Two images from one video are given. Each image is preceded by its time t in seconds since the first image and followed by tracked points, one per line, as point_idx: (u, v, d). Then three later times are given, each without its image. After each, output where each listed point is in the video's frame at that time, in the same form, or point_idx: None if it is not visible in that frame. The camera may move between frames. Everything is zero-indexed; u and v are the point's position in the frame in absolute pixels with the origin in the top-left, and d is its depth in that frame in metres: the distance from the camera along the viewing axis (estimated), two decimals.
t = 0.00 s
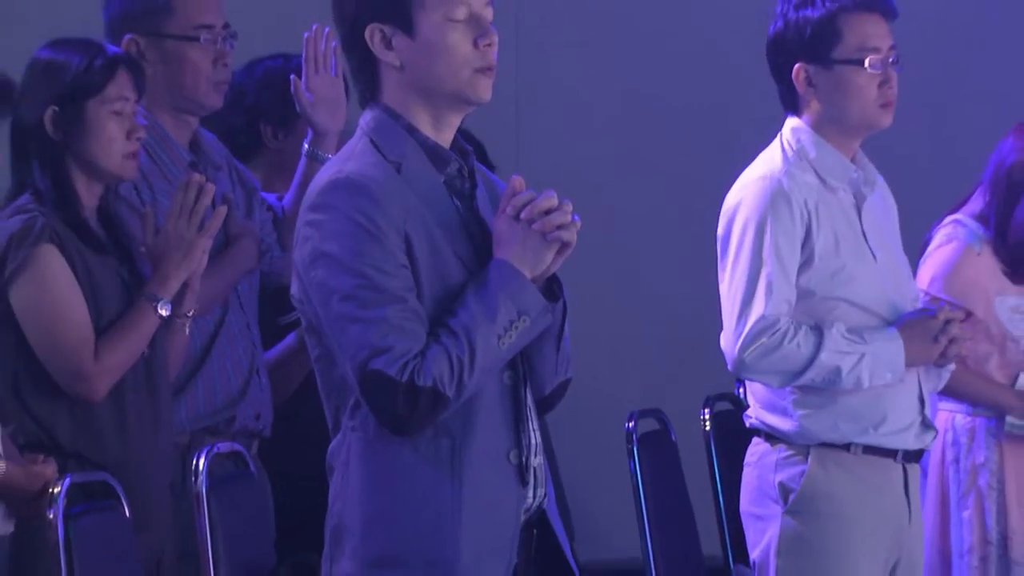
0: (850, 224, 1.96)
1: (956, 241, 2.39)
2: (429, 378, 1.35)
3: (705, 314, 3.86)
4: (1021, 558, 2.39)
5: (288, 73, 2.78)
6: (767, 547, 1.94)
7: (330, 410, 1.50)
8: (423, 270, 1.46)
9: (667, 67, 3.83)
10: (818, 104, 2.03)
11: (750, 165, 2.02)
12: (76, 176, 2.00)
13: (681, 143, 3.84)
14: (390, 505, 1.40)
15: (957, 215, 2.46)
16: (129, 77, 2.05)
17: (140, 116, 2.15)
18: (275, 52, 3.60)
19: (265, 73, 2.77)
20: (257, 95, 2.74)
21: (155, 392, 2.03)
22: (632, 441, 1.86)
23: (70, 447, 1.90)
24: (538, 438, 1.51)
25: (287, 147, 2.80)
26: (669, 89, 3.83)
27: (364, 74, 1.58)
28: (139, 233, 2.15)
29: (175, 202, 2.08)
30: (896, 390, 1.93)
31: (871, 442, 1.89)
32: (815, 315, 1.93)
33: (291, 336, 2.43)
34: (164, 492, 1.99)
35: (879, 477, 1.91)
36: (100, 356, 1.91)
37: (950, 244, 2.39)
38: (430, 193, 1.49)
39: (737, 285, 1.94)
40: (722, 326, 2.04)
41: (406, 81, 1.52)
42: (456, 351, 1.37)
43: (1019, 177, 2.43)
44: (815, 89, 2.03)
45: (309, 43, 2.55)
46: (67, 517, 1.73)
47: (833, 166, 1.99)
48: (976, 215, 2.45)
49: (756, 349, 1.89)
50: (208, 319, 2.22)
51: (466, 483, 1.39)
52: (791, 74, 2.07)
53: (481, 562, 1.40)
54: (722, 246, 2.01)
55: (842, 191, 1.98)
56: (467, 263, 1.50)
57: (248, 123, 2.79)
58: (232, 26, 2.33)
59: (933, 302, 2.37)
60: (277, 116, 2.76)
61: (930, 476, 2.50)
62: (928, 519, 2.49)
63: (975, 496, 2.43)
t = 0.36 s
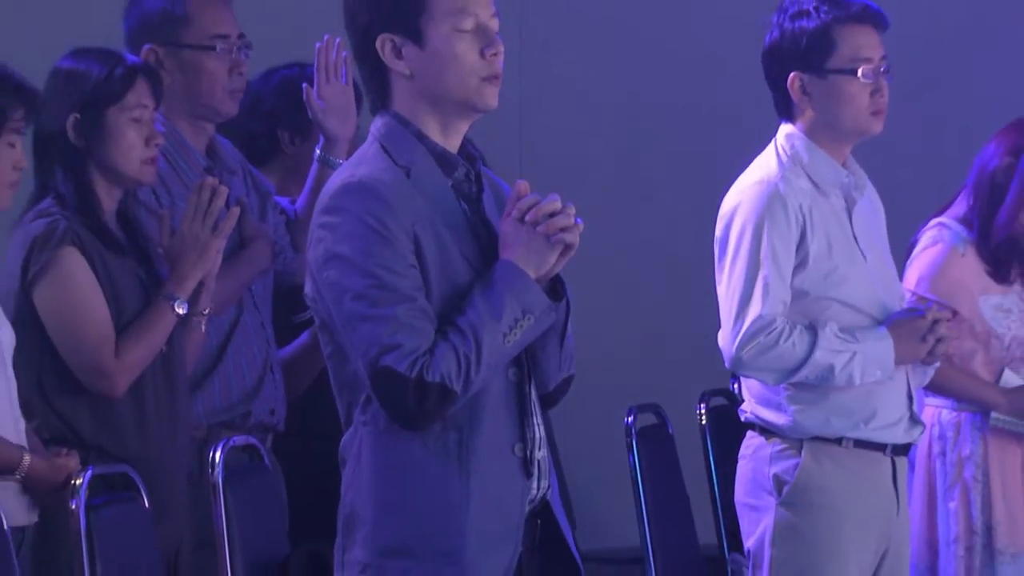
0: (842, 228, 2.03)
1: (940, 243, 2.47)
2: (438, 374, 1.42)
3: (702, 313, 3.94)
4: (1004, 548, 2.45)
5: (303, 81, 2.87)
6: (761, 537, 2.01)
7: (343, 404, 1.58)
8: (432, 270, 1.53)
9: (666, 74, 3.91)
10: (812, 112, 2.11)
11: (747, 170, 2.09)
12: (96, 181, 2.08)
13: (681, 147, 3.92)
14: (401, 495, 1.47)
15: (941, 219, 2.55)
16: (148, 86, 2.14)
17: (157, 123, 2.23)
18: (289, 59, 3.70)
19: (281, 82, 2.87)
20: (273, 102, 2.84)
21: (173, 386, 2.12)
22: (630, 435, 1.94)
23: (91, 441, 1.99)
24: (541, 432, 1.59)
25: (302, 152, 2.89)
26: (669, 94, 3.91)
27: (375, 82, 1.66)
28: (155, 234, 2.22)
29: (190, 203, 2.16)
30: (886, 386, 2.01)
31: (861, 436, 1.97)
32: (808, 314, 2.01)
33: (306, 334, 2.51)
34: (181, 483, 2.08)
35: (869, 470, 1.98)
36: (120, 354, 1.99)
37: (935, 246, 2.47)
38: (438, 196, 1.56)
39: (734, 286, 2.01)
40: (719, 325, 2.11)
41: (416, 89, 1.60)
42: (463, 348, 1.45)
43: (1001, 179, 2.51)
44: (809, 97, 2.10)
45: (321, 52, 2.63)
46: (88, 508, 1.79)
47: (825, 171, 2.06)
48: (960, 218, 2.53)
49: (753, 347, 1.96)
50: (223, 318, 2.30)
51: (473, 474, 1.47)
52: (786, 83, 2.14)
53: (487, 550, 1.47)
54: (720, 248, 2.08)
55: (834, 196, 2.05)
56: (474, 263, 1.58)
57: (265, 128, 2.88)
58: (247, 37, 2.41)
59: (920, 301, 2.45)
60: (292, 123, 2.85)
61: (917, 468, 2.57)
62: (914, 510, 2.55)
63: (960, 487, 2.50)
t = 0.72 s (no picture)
0: (836, 230, 2.11)
1: (930, 245, 2.57)
2: (446, 371, 1.49)
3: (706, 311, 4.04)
4: (991, 538, 2.54)
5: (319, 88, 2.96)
6: (758, 527, 2.08)
7: (355, 399, 1.65)
8: (441, 271, 1.61)
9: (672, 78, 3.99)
10: (806, 118, 2.18)
11: (744, 175, 2.16)
12: (119, 185, 2.17)
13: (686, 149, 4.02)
14: (410, 488, 1.55)
15: (931, 222, 2.66)
16: (169, 94, 2.21)
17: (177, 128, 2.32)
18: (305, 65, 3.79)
19: (297, 89, 2.96)
20: (290, 109, 2.92)
21: (193, 382, 2.21)
22: (631, 429, 2.02)
23: (113, 436, 2.09)
24: (546, 426, 1.66)
25: (318, 157, 2.98)
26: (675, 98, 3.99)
27: (386, 90, 1.74)
28: (176, 236, 2.30)
29: (209, 206, 2.24)
30: (878, 383, 2.08)
31: (855, 430, 2.05)
32: (803, 314, 2.08)
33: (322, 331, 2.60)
34: (199, 476, 2.17)
35: (862, 463, 2.06)
36: (143, 352, 2.08)
37: (925, 248, 2.58)
38: (447, 200, 1.64)
39: (732, 287, 2.09)
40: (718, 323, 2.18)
41: (424, 97, 1.68)
42: (471, 346, 1.52)
43: (990, 184, 2.61)
44: (803, 104, 2.18)
45: (335, 62, 2.71)
46: (111, 500, 1.87)
47: (821, 176, 2.13)
48: (949, 220, 2.65)
49: (749, 344, 2.04)
50: (240, 317, 2.38)
51: (480, 467, 1.54)
52: (781, 91, 2.22)
53: (494, 540, 1.55)
54: (719, 249, 2.16)
55: (829, 199, 2.12)
56: (481, 264, 1.66)
57: (282, 134, 2.96)
58: (264, 46, 2.49)
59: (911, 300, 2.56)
60: (309, 129, 2.94)
61: (907, 462, 2.65)
62: (905, 502, 2.63)
63: (949, 480, 2.58)
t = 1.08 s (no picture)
0: (828, 232, 2.18)
1: (916, 246, 2.72)
2: (449, 367, 1.57)
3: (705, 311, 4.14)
4: (977, 528, 2.72)
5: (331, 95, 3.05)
6: (754, 519, 2.15)
7: (362, 395, 1.72)
8: (445, 272, 1.69)
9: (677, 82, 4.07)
10: (799, 125, 2.26)
11: (739, 179, 2.23)
12: (138, 189, 2.25)
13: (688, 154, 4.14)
14: (415, 479, 1.62)
15: (918, 225, 2.81)
16: (186, 102, 2.30)
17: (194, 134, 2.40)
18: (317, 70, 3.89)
19: (310, 99, 3.03)
20: (303, 115, 3.01)
21: (209, 378, 2.30)
22: (630, 424, 2.10)
23: (133, 430, 2.18)
24: (546, 421, 1.74)
25: (330, 162, 3.07)
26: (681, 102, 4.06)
27: (391, 98, 1.82)
28: (192, 239, 2.38)
29: (223, 209, 2.32)
30: (869, 379, 2.15)
31: (847, 424, 2.12)
32: (797, 313, 2.16)
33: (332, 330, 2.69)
34: (214, 469, 2.25)
35: (855, 457, 2.12)
36: (161, 349, 2.16)
37: (911, 249, 2.72)
38: (450, 202, 1.72)
39: (728, 287, 2.15)
40: (715, 321, 2.25)
41: (428, 104, 1.76)
42: (473, 344, 1.59)
43: (974, 188, 2.76)
44: (797, 111, 2.26)
45: (344, 70, 2.80)
46: (128, 491, 1.95)
47: (813, 180, 2.20)
48: (935, 223, 2.80)
49: (745, 342, 2.10)
50: (254, 316, 2.46)
51: (482, 461, 1.62)
52: (775, 98, 2.29)
53: (495, 529, 1.62)
54: (715, 251, 2.22)
55: (821, 203, 2.20)
56: (483, 265, 1.74)
57: (296, 139, 3.05)
58: (277, 55, 2.57)
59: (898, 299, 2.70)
60: (321, 135, 3.03)
61: (896, 458, 2.81)
62: (895, 493, 2.80)
63: (936, 472, 2.75)
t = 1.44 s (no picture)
0: (819, 233, 2.25)
1: (901, 248, 2.84)
2: (451, 364, 1.64)
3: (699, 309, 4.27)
4: (960, 519, 2.81)
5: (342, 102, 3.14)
6: (748, 510, 2.22)
7: (367, 391, 1.80)
8: (446, 272, 1.76)
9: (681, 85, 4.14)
10: (791, 131, 2.33)
11: (734, 183, 2.30)
12: (152, 193, 2.33)
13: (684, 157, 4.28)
14: (419, 471, 1.69)
15: (903, 226, 2.91)
16: (200, 109, 2.38)
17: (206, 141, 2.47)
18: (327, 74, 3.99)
19: (323, 105, 3.14)
20: (315, 121, 3.11)
21: (221, 375, 2.38)
22: (626, 419, 2.19)
23: (147, 425, 2.27)
24: (544, 416, 1.81)
25: (340, 166, 3.16)
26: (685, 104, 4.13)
27: (394, 105, 1.89)
28: (204, 241, 2.46)
29: (235, 212, 2.40)
30: (858, 375, 2.21)
31: (837, 420, 2.19)
32: (789, 312, 2.22)
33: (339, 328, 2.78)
34: (225, 461, 2.32)
35: (845, 450, 2.20)
36: (174, 347, 2.24)
37: (896, 251, 2.85)
38: (452, 205, 1.79)
39: (723, 287, 2.22)
40: (710, 320, 2.32)
41: (431, 111, 1.84)
42: (474, 341, 1.66)
43: (957, 192, 2.86)
44: (789, 118, 2.33)
45: (352, 78, 2.89)
46: (143, 483, 2.02)
47: (805, 184, 2.27)
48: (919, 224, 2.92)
49: (740, 339, 2.17)
50: (264, 315, 2.54)
51: (483, 454, 1.69)
52: (769, 105, 2.36)
53: (495, 521, 1.69)
54: (710, 252, 2.29)
55: (812, 205, 2.27)
56: (483, 266, 1.81)
57: (308, 145, 3.15)
58: (286, 64, 2.65)
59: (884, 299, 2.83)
60: (333, 140, 3.11)
61: (882, 452, 2.91)
62: (882, 486, 2.90)
63: (920, 466, 2.84)
